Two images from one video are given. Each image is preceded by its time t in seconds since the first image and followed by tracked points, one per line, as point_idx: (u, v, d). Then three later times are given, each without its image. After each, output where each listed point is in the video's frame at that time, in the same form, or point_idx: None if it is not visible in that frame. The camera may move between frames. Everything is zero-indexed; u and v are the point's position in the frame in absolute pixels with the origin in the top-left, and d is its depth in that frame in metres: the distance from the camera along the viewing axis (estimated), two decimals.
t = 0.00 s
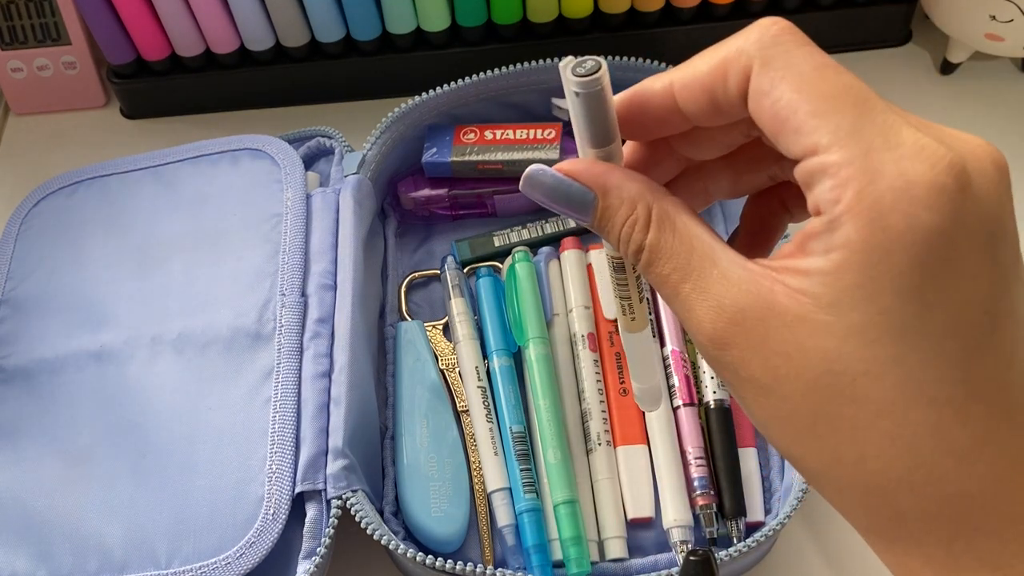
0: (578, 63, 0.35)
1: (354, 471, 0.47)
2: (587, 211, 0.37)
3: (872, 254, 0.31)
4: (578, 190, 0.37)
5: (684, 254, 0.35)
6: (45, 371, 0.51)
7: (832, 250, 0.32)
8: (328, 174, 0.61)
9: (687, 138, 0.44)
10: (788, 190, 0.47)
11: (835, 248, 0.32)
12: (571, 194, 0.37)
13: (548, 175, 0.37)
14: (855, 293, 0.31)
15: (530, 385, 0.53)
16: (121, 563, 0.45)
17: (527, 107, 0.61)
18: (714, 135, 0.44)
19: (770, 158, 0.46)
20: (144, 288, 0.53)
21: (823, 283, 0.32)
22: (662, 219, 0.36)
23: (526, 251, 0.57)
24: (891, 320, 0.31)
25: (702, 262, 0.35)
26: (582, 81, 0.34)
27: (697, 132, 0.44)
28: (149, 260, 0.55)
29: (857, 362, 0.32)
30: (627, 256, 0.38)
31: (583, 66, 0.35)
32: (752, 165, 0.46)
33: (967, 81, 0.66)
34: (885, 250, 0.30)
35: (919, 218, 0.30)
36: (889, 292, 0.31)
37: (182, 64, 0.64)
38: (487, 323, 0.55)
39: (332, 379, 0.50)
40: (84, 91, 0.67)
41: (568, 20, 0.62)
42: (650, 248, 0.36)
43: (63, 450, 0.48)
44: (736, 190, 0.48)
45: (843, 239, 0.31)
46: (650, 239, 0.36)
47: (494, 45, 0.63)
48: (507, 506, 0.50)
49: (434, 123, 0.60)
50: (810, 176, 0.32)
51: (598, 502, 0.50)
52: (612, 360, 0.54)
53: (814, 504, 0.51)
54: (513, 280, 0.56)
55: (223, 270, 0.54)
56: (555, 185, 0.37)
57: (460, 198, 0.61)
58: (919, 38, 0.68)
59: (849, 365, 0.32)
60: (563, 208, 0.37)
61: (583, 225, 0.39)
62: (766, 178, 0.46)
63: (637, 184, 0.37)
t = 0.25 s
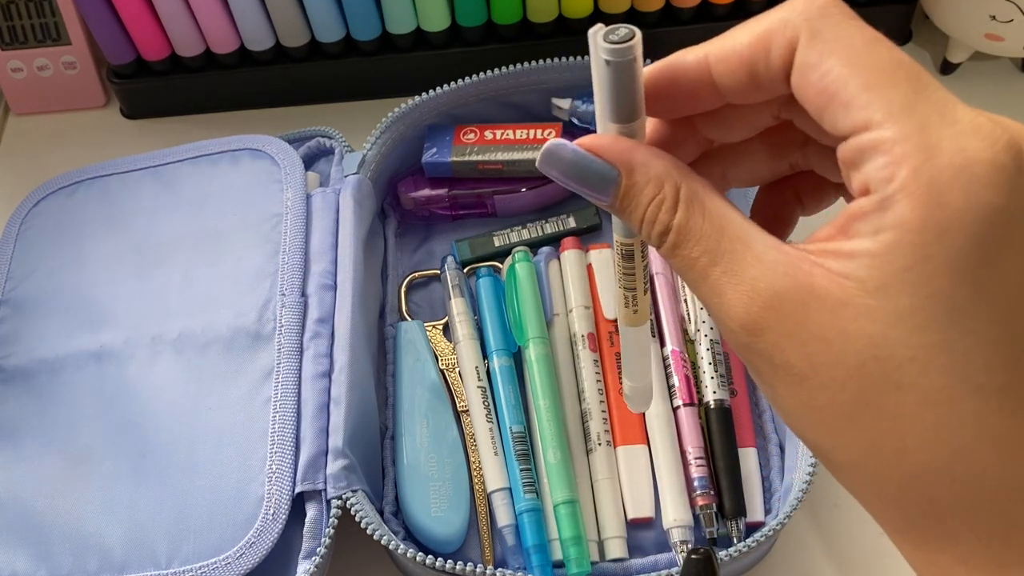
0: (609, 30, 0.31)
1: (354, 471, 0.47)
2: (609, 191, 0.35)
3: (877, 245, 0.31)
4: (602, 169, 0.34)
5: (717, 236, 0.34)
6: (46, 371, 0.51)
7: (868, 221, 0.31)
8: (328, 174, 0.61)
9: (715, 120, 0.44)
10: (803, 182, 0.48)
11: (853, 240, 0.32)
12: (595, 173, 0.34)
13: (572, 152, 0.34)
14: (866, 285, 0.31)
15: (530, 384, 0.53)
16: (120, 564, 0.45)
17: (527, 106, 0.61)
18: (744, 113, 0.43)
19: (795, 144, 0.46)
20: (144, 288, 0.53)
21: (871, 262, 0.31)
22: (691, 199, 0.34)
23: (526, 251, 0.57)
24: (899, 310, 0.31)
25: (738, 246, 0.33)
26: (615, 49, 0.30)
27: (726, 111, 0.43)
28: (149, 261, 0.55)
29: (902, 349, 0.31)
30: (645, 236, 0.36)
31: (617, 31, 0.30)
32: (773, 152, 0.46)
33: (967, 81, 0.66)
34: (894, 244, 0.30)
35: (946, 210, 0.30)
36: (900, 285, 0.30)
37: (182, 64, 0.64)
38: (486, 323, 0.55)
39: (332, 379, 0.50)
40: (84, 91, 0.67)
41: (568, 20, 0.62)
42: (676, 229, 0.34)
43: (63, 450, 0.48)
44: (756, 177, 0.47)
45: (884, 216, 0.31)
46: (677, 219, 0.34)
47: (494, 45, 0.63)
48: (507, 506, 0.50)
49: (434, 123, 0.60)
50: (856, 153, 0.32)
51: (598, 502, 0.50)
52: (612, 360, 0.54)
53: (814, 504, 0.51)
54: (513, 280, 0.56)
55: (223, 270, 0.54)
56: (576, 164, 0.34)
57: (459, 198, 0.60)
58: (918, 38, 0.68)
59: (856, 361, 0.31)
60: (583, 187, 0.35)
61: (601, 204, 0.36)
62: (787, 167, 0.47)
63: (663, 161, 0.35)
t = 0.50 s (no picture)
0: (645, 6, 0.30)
1: (354, 471, 0.47)
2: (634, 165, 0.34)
3: (879, 211, 0.32)
4: (631, 148, 0.33)
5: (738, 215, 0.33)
6: (46, 371, 0.51)
7: (885, 196, 0.32)
8: (328, 174, 0.61)
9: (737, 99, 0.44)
10: (817, 172, 0.49)
11: (870, 217, 0.32)
12: (623, 150, 0.33)
13: (598, 129, 0.32)
14: (881, 261, 0.31)
15: (530, 384, 0.53)
16: (120, 564, 0.45)
17: (527, 106, 0.61)
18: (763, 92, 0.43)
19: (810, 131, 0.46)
20: (144, 288, 0.53)
21: (887, 235, 0.31)
22: (713, 175, 0.34)
23: (526, 251, 0.57)
24: (918, 285, 0.31)
25: (757, 224, 0.33)
26: (648, 23, 0.30)
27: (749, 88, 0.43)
28: (149, 261, 0.55)
29: (915, 324, 0.31)
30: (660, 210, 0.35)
31: (651, 8, 0.30)
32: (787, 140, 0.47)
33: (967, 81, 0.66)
34: (911, 220, 0.31)
35: (963, 187, 0.30)
36: (916, 260, 0.31)
37: (182, 64, 0.64)
38: (486, 323, 0.55)
39: (332, 379, 0.50)
40: (84, 91, 0.67)
41: (568, 20, 0.62)
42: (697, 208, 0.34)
43: (64, 451, 0.48)
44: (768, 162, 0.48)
45: (892, 194, 0.31)
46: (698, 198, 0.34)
47: (494, 45, 0.63)
48: (507, 506, 0.50)
49: (434, 123, 0.60)
50: (876, 132, 0.33)
51: (599, 502, 0.50)
52: (612, 360, 0.54)
53: (814, 503, 0.51)
54: (513, 280, 0.56)
55: (223, 270, 0.54)
56: (602, 140, 0.33)
57: (460, 198, 0.60)
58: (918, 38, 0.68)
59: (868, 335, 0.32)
60: (607, 164, 0.33)
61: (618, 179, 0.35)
62: (799, 154, 0.47)
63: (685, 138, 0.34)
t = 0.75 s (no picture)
0: (724, 39, 0.38)
1: (354, 471, 0.47)
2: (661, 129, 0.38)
3: (859, 184, 0.34)
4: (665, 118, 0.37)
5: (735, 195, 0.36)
6: (46, 371, 0.51)
7: (862, 173, 0.34)
8: (328, 174, 0.61)
9: (744, 76, 0.47)
10: (791, 172, 0.51)
11: (852, 195, 0.34)
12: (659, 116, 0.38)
13: (648, 100, 0.38)
14: (862, 235, 0.33)
15: (530, 384, 0.53)
16: (120, 564, 0.45)
17: (528, 106, 0.61)
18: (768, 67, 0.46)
19: (795, 124, 0.48)
20: (144, 288, 0.53)
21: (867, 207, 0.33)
22: (723, 159, 0.36)
23: (526, 251, 0.57)
24: (892, 253, 0.33)
25: (751, 200, 0.35)
26: (720, 51, 0.38)
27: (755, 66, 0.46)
28: (149, 261, 0.55)
29: (891, 289, 0.33)
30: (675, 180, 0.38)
31: (728, 44, 0.38)
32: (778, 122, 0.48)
33: (967, 81, 0.66)
34: (884, 191, 0.33)
35: (928, 160, 0.33)
36: (889, 230, 0.33)
37: (182, 64, 0.64)
38: (486, 323, 0.55)
39: (332, 379, 0.50)
40: (84, 91, 0.67)
41: (568, 20, 0.62)
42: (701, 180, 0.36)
43: (64, 451, 0.48)
44: (755, 146, 0.49)
45: (870, 168, 0.34)
46: (703, 168, 0.36)
47: (494, 46, 0.63)
48: (507, 506, 0.50)
49: (434, 123, 0.60)
50: (858, 108, 0.35)
51: (599, 502, 0.50)
52: (612, 360, 0.54)
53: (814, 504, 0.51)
54: (513, 280, 0.56)
55: (223, 270, 0.54)
56: (645, 112, 0.38)
57: (460, 198, 0.60)
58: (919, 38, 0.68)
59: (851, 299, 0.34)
60: (647, 135, 0.38)
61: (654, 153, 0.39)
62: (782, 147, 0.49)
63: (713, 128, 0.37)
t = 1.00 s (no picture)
0: (670, 109, 0.45)
1: (354, 471, 0.47)
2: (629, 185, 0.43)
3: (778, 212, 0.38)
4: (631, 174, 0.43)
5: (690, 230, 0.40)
6: (46, 371, 0.51)
7: (782, 201, 0.38)
8: (328, 174, 0.61)
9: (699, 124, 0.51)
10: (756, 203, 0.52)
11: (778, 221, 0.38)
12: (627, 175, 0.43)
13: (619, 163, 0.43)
14: (787, 253, 0.37)
15: (530, 384, 0.53)
16: (121, 563, 0.45)
17: (528, 106, 0.61)
18: (721, 115, 0.51)
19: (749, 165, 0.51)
20: (144, 289, 0.54)
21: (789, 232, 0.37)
22: (681, 199, 0.41)
23: (526, 251, 0.57)
24: (812, 268, 0.37)
25: (703, 232, 0.40)
26: (664, 118, 0.45)
27: (708, 117, 0.51)
28: (150, 261, 0.55)
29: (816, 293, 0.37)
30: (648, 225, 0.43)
31: (672, 114, 0.45)
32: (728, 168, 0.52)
33: (967, 81, 0.66)
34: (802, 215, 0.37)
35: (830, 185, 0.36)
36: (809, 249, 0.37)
37: (182, 64, 0.64)
38: (486, 323, 0.55)
39: (332, 379, 0.50)
40: (85, 91, 0.67)
41: (568, 20, 0.62)
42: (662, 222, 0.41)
43: (64, 451, 0.48)
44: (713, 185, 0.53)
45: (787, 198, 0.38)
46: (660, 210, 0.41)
47: (494, 46, 0.63)
48: (507, 506, 0.50)
49: (434, 123, 0.60)
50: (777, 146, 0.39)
51: (599, 502, 0.50)
52: (612, 360, 0.54)
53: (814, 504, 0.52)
54: (513, 280, 0.56)
55: (224, 270, 0.54)
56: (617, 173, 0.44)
57: (460, 198, 0.60)
58: (919, 38, 0.68)
59: (785, 304, 0.37)
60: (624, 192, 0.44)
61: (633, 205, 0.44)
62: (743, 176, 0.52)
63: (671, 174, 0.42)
